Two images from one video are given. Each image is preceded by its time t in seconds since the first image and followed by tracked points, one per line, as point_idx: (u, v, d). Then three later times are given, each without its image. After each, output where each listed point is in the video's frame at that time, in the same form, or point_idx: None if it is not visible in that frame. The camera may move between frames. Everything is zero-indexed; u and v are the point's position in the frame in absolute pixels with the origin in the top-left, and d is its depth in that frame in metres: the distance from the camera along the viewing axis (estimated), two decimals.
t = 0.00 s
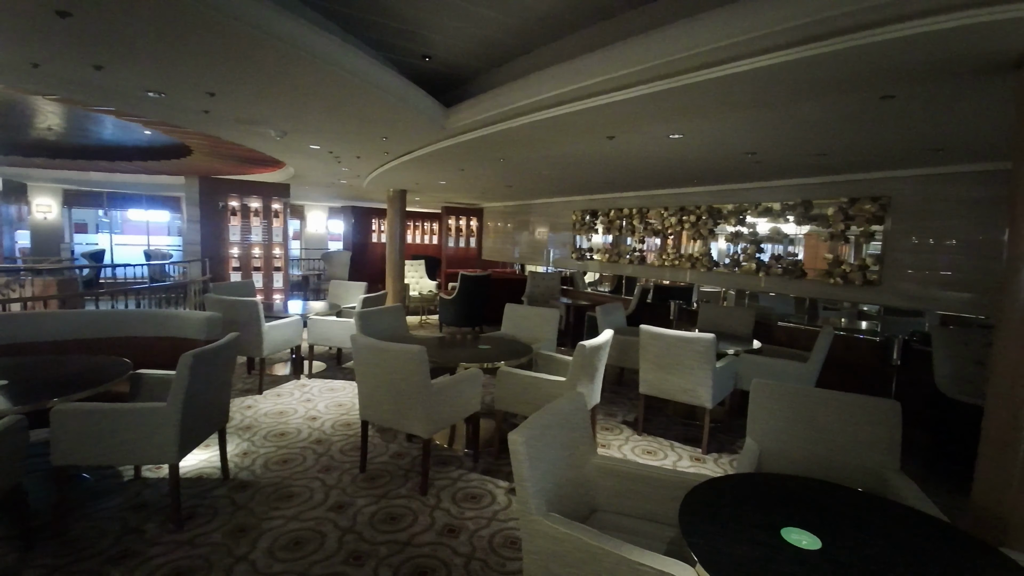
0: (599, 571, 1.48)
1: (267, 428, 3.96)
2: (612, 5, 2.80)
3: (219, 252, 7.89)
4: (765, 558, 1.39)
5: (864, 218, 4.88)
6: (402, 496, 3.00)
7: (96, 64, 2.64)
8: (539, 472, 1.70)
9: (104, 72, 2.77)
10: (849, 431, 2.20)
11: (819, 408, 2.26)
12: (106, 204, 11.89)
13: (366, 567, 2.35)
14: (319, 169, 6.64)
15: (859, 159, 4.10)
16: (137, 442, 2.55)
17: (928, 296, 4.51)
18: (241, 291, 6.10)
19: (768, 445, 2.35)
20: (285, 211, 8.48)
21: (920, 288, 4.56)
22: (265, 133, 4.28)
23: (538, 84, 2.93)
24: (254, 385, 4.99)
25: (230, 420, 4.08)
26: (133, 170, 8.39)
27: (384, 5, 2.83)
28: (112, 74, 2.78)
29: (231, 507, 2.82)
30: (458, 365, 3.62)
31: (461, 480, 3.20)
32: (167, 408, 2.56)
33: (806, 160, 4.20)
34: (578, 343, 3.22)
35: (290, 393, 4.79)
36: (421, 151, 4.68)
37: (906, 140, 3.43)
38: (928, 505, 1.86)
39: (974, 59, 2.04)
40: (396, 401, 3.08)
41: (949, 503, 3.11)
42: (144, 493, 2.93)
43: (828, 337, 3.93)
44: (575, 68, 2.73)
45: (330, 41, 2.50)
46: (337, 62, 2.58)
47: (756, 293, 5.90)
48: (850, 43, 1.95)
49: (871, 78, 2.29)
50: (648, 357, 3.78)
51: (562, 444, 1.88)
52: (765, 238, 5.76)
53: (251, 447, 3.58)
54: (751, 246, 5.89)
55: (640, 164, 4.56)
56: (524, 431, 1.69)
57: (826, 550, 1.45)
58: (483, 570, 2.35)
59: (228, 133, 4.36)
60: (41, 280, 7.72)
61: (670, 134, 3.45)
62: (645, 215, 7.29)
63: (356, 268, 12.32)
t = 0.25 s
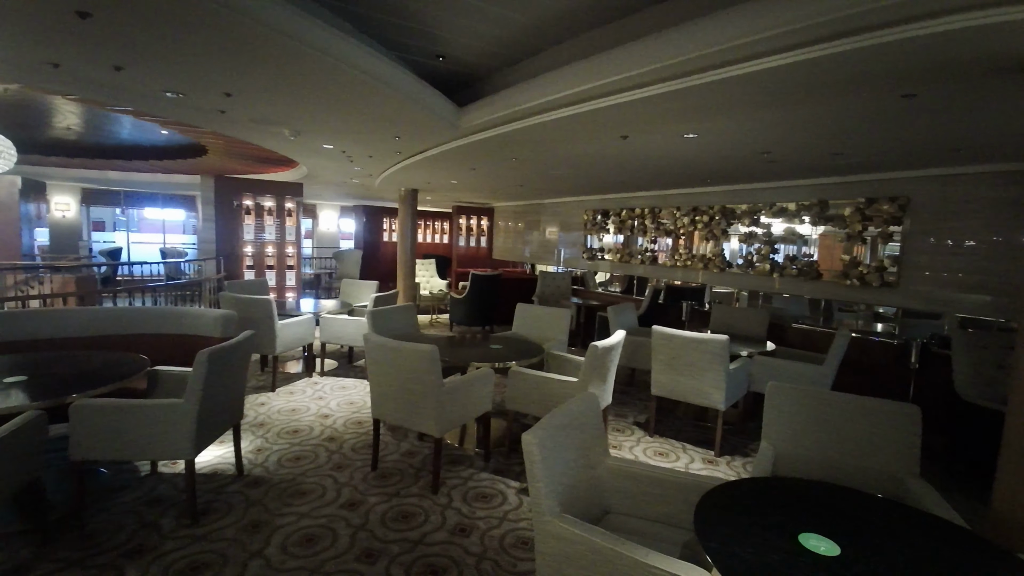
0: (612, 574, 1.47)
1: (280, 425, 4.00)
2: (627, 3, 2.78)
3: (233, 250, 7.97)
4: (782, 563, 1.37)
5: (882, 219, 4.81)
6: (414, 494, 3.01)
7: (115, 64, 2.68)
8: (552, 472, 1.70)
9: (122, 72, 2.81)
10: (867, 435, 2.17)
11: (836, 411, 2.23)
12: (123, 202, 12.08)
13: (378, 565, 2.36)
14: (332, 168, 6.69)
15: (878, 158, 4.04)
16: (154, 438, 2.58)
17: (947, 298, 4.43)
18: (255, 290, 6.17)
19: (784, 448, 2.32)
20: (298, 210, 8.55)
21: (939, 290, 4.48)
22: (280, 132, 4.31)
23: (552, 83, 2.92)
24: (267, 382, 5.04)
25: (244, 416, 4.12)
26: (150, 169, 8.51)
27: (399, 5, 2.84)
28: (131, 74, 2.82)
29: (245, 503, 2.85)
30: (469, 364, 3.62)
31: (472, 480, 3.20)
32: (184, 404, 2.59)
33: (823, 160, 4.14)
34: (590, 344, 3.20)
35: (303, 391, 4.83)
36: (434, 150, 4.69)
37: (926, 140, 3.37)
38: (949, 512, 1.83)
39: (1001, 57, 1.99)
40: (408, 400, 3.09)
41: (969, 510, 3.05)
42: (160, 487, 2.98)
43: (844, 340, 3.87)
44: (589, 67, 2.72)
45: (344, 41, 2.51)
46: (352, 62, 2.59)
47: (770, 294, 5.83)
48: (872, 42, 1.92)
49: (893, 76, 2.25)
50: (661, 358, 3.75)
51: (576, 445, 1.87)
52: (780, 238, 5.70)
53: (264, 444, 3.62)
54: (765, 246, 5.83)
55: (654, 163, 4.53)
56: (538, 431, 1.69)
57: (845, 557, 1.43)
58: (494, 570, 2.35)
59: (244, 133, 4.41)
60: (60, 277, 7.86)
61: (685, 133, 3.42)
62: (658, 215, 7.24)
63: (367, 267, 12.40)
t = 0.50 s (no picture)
0: None
1: (291, 423, 4.02)
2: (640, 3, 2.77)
3: (245, 250, 8.05)
4: (798, 569, 1.36)
5: (898, 219, 4.74)
6: (424, 494, 3.02)
7: (131, 66, 2.71)
8: (564, 473, 1.69)
9: (139, 74, 2.85)
10: (884, 439, 2.14)
11: (851, 414, 2.21)
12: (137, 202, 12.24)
13: (389, 564, 2.37)
14: (343, 169, 6.73)
15: (894, 158, 3.99)
16: (168, 435, 2.61)
17: (964, 300, 4.36)
18: (266, 289, 6.21)
19: (798, 452, 2.29)
20: (309, 210, 8.60)
21: (956, 292, 4.41)
22: (293, 133, 4.34)
23: (564, 82, 2.91)
24: (278, 381, 5.08)
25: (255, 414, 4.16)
26: (164, 170, 8.61)
27: (411, 6, 2.85)
28: (147, 76, 2.85)
29: (258, 500, 2.87)
30: (479, 365, 3.62)
31: (482, 480, 3.20)
32: (197, 402, 2.61)
33: (837, 160, 4.09)
34: (601, 345, 3.19)
35: (313, 390, 4.86)
36: (444, 150, 4.70)
37: (944, 140, 3.32)
38: (968, 518, 1.80)
39: None
40: (418, 400, 3.09)
41: (987, 516, 3.00)
42: (174, 484, 3.01)
43: (859, 342, 3.83)
44: (601, 67, 2.70)
45: (357, 42, 2.52)
46: (364, 63, 2.60)
47: (782, 295, 5.78)
48: (891, 41, 1.89)
49: (911, 76, 2.21)
50: (671, 359, 3.73)
51: (587, 447, 1.86)
52: (793, 239, 5.64)
53: (276, 442, 3.64)
54: (777, 247, 5.79)
55: (665, 163, 4.51)
56: (551, 432, 1.68)
57: (862, 563, 1.41)
58: (505, 571, 2.35)
59: (257, 133, 4.45)
60: (75, 276, 7.98)
61: (697, 133, 3.40)
62: (668, 216, 7.20)
63: (377, 267, 12.46)
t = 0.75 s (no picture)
0: None
1: (303, 421, 4.05)
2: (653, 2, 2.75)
3: (258, 249, 8.13)
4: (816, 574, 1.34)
5: (914, 220, 4.67)
6: (434, 493, 3.02)
7: (147, 67, 2.74)
8: (578, 475, 1.68)
9: (155, 75, 2.88)
10: (901, 443, 2.11)
11: (868, 418, 2.18)
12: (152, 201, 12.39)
13: (400, 563, 2.37)
14: (354, 169, 6.77)
15: (911, 158, 3.93)
16: (183, 433, 2.64)
17: (982, 302, 4.29)
18: (278, 288, 6.27)
19: (813, 455, 2.26)
20: (320, 209, 8.65)
21: (974, 294, 4.34)
22: (305, 133, 4.37)
23: (576, 82, 2.90)
24: (290, 379, 5.12)
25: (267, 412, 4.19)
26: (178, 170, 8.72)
27: (424, 6, 2.85)
28: (163, 76, 2.88)
29: (270, 498, 2.89)
30: (489, 365, 3.62)
31: (493, 480, 3.20)
32: (212, 400, 2.64)
33: (853, 159, 4.04)
34: (612, 345, 3.18)
35: (324, 388, 4.89)
36: (455, 150, 4.71)
37: (963, 139, 3.26)
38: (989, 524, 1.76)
39: None
40: (429, 399, 3.10)
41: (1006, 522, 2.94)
42: (188, 481, 3.04)
43: (874, 344, 3.77)
44: (614, 66, 2.69)
45: (370, 42, 2.52)
46: (377, 63, 2.60)
47: (795, 296, 5.71)
48: (912, 38, 1.85)
49: (931, 74, 2.18)
50: (683, 360, 3.70)
51: (601, 448, 1.85)
52: (807, 240, 5.58)
53: (288, 440, 3.67)
54: (790, 248, 5.73)
55: (678, 163, 4.48)
56: (564, 433, 1.68)
57: (882, 569, 1.39)
58: (515, 571, 2.34)
59: (270, 134, 4.49)
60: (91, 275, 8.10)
61: (711, 132, 3.37)
62: (679, 215, 7.15)
63: (386, 266, 12.51)
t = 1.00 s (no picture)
0: None
1: (313, 419, 4.07)
2: None
3: (269, 249, 8.19)
4: None
5: (931, 219, 4.59)
6: (444, 492, 3.02)
7: (162, 67, 2.76)
8: (590, 475, 1.67)
9: (169, 75, 2.90)
10: (919, 446, 2.07)
11: (884, 420, 2.14)
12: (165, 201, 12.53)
13: (410, 562, 2.37)
14: (364, 168, 6.79)
15: (929, 156, 3.86)
16: (196, 429, 2.66)
17: (1000, 303, 4.22)
18: (289, 286, 6.31)
19: (828, 458, 2.23)
20: (330, 209, 8.69)
21: (993, 295, 4.27)
22: (317, 132, 4.40)
23: (588, 80, 2.88)
24: (300, 377, 5.15)
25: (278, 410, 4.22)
26: (191, 169, 8.81)
27: (436, 5, 2.85)
28: (177, 76, 2.91)
29: (282, 495, 2.91)
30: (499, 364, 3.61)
31: (502, 479, 3.19)
32: (225, 397, 2.66)
33: (868, 158, 3.98)
34: (623, 345, 3.16)
35: (334, 386, 4.92)
36: (466, 149, 4.71)
37: (983, 137, 3.20)
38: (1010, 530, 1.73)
39: None
40: (439, 398, 3.10)
41: None
42: (200, 477, 3.07)
43: (890, 345, 3.72)
44: (626, 64, 2.67)
45: (382, 41, 2.52)
46: (389, 62, 2.60)
47: (808, 296, 5.65)
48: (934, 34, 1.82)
49: (951, 71, 2.14)
50: (694, 361, 3.67)
51: (613, 449, 1.84)
52: (820, 240, 5.51)
53: (299, 438, 3.69)
54: (803, 247, 5.66)
55: (689, 162, 4.44)
56: (576, 434, 1.67)
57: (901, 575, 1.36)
58: (525, 572, 2.34)
59: (282, 133, 4.51)
60: (106, 273, 8.21)
61: (724, 131, 3.34)
62: (690, 215, 7.10)
63: (395, 265, 12.56)
